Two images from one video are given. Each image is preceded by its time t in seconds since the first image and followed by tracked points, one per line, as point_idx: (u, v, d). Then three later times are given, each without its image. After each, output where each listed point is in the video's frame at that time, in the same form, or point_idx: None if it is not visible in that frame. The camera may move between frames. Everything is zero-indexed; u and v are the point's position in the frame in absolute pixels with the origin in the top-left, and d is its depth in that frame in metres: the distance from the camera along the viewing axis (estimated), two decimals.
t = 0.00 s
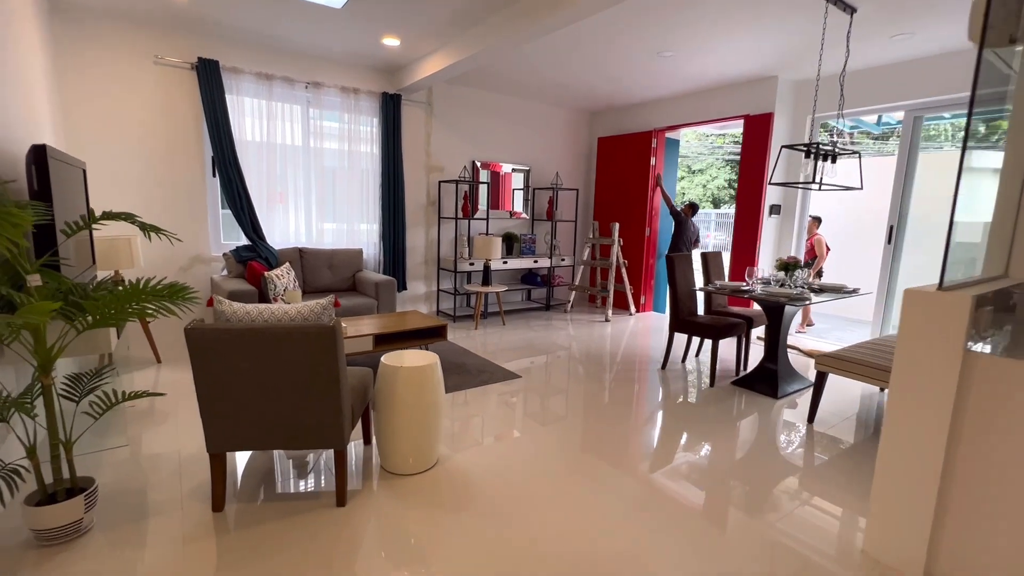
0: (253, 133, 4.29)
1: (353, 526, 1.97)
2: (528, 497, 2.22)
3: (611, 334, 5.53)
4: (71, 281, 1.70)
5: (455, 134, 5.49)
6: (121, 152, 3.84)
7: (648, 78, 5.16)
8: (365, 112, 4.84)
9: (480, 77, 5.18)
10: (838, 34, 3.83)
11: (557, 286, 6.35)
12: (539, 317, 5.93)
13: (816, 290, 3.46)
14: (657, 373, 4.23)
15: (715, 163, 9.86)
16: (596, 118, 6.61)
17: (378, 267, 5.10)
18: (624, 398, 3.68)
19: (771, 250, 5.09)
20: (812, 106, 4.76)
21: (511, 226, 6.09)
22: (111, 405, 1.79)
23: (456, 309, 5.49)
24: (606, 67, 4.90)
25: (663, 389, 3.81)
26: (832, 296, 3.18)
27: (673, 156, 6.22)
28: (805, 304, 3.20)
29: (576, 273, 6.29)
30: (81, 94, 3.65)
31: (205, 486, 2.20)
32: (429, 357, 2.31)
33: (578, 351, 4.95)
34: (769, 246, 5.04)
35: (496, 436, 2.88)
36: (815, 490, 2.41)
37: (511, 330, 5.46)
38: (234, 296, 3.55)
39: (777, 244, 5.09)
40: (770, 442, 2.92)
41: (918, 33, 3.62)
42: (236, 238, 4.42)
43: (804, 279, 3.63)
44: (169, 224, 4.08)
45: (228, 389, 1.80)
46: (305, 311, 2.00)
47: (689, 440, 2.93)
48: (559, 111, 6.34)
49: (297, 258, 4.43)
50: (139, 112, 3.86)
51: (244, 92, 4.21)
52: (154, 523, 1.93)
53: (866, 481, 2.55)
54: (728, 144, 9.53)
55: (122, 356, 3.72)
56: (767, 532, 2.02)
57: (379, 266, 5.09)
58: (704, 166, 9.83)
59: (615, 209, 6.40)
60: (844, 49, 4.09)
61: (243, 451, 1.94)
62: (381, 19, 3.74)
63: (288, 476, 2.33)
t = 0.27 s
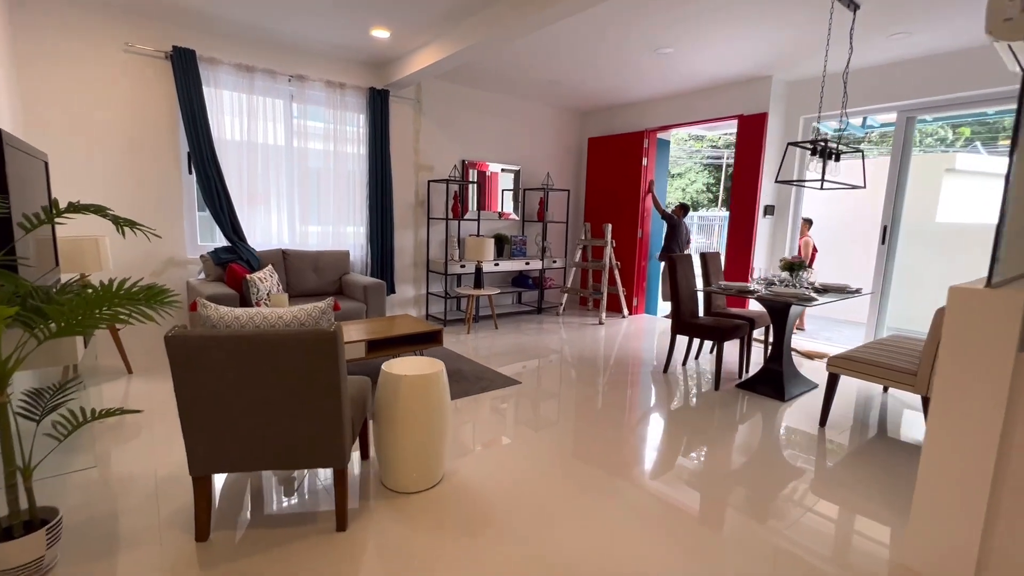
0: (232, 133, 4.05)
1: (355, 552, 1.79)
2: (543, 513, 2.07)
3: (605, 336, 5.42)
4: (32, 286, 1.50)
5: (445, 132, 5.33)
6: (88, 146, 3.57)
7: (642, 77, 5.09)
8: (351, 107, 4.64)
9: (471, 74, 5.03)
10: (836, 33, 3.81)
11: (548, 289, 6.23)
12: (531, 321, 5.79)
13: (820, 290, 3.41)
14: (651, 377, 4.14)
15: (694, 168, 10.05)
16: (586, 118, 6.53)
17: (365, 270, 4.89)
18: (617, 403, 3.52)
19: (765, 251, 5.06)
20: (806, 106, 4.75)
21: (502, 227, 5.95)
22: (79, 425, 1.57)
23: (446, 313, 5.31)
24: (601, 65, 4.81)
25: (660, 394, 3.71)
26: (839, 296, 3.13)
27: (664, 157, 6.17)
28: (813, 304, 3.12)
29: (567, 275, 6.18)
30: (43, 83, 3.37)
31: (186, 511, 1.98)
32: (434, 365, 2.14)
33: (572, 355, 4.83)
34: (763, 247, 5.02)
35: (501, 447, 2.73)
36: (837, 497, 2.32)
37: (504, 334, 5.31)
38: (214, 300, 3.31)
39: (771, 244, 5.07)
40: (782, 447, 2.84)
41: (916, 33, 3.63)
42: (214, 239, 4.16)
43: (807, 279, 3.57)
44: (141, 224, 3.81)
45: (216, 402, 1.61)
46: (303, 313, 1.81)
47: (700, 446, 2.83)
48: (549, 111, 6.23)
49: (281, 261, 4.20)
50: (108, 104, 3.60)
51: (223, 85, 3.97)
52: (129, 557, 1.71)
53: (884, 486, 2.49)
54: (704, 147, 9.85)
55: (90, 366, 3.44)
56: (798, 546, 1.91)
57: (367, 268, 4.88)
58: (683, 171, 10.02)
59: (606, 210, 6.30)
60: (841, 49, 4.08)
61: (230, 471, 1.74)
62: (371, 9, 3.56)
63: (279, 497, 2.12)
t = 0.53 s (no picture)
0: (201, 132, 3.77)
1: None
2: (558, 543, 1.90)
3: (595, 342, 5.31)
4: None
5: (428, 132, 5.13)
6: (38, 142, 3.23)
7: (631, 78, 5.00)
8: (330, 104, 4.40)
9: (455, 71, 4.86)
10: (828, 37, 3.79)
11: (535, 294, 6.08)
12: (518, 327, 5.64)
13: (819, 294, 3.36)
14: (638, 384, 4.06)
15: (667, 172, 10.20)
16: (571, 120, 6.44)
17: (346, 276, 4.64)
18: (605, 410, 3.44)
19: (754, 254, 5.04)
20: (793, 110, 4.75)
21: (487, 231, 5.78)
22: (20, 470, 1.30)
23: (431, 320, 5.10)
24: (591, 64, 4.69)
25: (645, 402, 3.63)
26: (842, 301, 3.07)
27: (650, 160, 6.12)
28: (818, 309, 3.05)
29: (554, 279, 6.05)
30: None
31: (155, 555, 1.74)
32: (437, 382, 1.95)
33: (563, 361, 4.69)
34: (752, 251, 5.00)
35: (502, 466, 2.55)
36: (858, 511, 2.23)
37: (491, 341, 5.13)
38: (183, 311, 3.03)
39: (760, 248, 5.06)
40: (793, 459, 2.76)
41: (907, 37, 3.63)
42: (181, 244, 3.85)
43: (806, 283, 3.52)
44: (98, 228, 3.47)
45: (195, 434, 1.39)
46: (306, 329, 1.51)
47: (709, 459, 2.72)
48: (533, 112, 6.10)
49: (255, 267, 3.92)
50: (61, 96, 3.27)
51: (191, 78, 3.68)
52: None
53: (899, 497, 2.42)
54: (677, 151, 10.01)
55: (40, 386, 3.10)
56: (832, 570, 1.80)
57: (348, 274, 4.63)
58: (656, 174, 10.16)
59: (592, 213, 6.20)
60: (831, 51, 4.07)
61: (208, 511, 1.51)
62: None
63: (263, 535, 1.89)
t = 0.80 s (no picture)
0: (157, 130, 3.44)
1: None
2: None
3: (579, 349, 5.20)
4: None
5: (405, 133, 4.90)
6: None
7: (614, 80, 4.92)
8: (300, 101, 4.12)
9: (434, 70, 4.66)
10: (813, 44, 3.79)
11: (516, 300, 5.92)
12: (500, 334, 5.46)
13: (811, 300, 3.34)
14: (619, 390, 4.02)
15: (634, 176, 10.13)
16: (550, 123, 6.33)
17: (319, 284, 4.37)
18: (589, 420, 3.38)
19: (736, 259, 5.05)
20: (773, 115, 4.78)
21: (466, 235, 5.59)
22: None
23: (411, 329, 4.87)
24: (574, 66, 4.58)
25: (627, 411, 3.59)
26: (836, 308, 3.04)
27: (630, 163, 6.07)
28: (817, 316, 3.01)
29: (536, 285, 5.91)
30: None
31: None
32: (436, 408, 1.76)
33: (548, 369, 4.56)
34: (734, 255, 5.00)
35: (500, 491, 2.38)
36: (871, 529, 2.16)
37: (473, 350, 4.94)
38: (139, 328, 2.72)
39: (742, 252, 5.06)
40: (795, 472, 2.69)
41: (888, 44, 3.68)
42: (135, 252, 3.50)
43: (797, 289, 3.49)
44: (36, 236, 3.10)
45: (157, 494, 1.16)
46: (290, 360, 1.27)
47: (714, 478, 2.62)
48: (512, 113, 5.96)
49: (220, 276, 3.61)
50: None
51: (146, 69, 3.36)
52: None
53: (905, 509, 2.38)
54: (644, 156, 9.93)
55: None
56: None
57: (321, 282, 4.36)
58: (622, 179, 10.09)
59: (572, 218, 6.10)
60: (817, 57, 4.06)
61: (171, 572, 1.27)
62: None
63: None
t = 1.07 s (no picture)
0: (105, 125, 3.12)
1: None
2: None
3: (558, 353, 5.14)
4: None
5: (377, 132, 4.70)
6: None
7: (591, 82, 4.88)
8: (265, 96, 3.86)
9: (408, 67, 4.48)
10: (789, 51, 3.86)
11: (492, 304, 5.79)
12: (478, 340, 5.33)
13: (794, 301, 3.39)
14: (595, 392, 4.05)
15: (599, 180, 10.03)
16: (523, 124, 6.26)
17: (287, 291, 4.11)
18: (565, 422, 3.40)
19: (712, 261, 5.11)
20: (745, 120, 4.88)
21: (441, 238, 5.43)
22: None
23: (386, 336, 4.67)
24: (553, 67, 4.51)
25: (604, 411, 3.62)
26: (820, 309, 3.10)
27: (604, 166, 6.07)
28: (805, 318, 3.03)
29: (512, 288, 5.81)
30: None
31: None
32: (442, 428, 1.62)
33: (529, 375, 4.45)
34: (710, 257, 5.06)
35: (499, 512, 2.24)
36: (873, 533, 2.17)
37: (452, 357, 4.79)
38: (89, 344, 2.43)
39: (717, 254, 5.13)
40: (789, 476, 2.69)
41: (859, 52, 3.79)
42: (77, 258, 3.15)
43: (779, 291, 3.53)
44: None
45: (131, 555, 0.98)
46: (286, 387, 1.10)
47: (711, 488, 2.59)
48: (486, 114, 5.84)
49: (178, 284, 3.32)
50: None
51: (92, 57, 3.04)
52: None
53: (898, 508, 2.41)
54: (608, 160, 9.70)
55: None
56: None
57: (289, 289, 4.10)
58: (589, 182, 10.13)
59: (548, 220, 6.03)
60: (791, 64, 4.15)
61: None
62: None
63: None
